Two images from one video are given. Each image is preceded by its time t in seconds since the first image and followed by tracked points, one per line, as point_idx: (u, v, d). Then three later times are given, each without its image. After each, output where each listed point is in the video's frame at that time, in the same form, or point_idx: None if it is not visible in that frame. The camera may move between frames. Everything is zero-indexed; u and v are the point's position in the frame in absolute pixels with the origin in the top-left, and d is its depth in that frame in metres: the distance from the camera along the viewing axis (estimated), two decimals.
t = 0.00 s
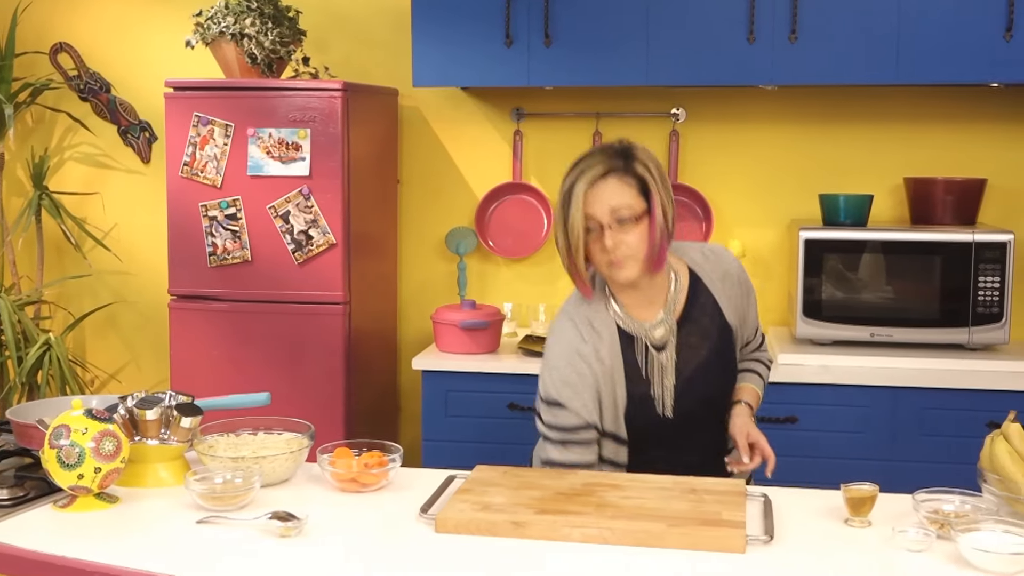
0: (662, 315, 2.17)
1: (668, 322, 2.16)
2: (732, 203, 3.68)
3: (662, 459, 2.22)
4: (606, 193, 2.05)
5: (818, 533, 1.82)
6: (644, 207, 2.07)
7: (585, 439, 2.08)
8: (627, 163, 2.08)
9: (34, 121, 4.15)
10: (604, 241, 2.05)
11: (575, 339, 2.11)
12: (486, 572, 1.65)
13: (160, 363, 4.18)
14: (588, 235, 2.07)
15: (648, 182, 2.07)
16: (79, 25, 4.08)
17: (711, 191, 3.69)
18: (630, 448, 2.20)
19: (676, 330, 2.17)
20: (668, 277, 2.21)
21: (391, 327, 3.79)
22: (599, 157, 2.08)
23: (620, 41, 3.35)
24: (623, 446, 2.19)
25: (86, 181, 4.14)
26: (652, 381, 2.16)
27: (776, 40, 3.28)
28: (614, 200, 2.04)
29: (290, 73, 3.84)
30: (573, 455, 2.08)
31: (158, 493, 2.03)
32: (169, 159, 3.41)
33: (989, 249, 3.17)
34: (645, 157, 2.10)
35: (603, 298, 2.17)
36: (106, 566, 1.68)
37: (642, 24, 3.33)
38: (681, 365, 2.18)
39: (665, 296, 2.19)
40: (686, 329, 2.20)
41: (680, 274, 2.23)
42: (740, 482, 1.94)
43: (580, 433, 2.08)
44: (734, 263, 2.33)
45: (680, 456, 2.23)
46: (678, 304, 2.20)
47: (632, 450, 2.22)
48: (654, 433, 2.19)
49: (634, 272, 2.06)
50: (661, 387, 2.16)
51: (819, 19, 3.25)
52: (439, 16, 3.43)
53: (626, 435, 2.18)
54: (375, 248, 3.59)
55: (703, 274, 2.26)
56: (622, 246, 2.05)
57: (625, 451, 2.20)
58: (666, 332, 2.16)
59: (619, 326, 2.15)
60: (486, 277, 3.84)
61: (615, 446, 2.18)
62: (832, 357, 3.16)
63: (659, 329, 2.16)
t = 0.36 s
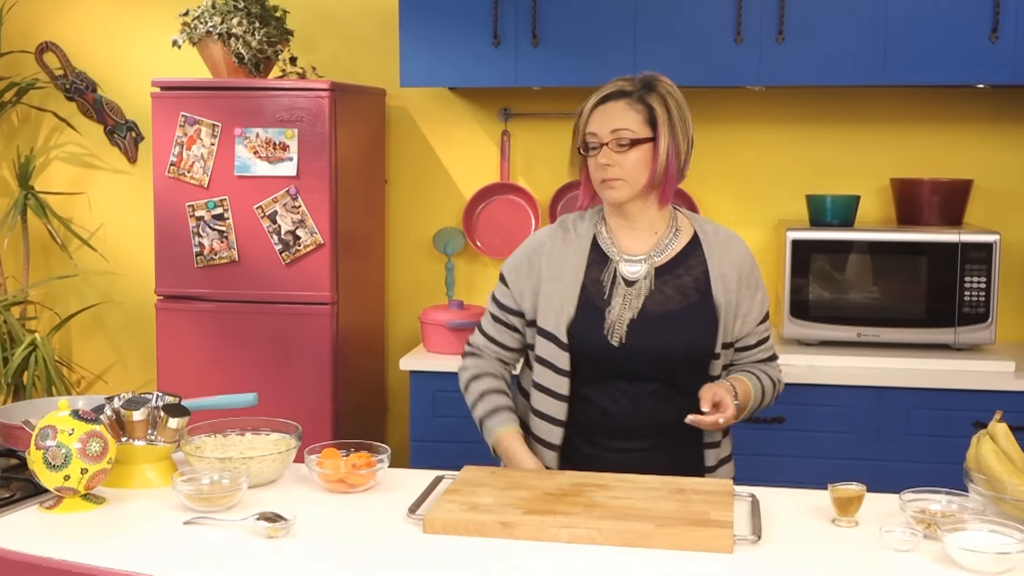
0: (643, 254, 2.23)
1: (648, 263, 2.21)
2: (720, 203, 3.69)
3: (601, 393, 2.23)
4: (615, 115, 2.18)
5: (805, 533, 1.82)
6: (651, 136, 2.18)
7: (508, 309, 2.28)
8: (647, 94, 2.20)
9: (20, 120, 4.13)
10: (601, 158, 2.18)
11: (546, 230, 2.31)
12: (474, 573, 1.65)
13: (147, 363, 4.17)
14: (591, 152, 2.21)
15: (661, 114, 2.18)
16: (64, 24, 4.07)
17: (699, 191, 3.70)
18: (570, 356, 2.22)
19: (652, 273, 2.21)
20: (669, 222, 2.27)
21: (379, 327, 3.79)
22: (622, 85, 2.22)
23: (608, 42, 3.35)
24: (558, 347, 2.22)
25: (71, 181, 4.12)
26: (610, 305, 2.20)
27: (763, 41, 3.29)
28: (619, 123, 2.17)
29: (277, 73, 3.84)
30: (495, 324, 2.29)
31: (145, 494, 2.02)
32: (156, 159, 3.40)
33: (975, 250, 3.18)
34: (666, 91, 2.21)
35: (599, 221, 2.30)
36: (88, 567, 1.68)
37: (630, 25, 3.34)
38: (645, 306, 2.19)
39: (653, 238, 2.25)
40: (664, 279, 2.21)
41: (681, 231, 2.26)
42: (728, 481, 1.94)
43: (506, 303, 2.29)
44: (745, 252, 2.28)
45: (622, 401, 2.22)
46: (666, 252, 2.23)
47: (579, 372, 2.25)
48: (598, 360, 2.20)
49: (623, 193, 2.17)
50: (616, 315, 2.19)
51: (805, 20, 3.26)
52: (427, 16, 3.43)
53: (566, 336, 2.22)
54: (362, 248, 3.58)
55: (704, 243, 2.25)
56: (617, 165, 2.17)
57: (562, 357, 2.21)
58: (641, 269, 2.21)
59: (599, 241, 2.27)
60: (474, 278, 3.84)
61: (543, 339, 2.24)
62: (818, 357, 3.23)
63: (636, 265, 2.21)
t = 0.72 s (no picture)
0: (592, 254, 2.17)
1: (596, 263, 2.16)
2: (719, 203, 3.70)
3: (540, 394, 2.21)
4: (568, 115, 2.13)
5: (805, 533, 1.82)
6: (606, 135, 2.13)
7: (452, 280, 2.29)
8: (601, 92, 2.15)
9: (19, 121, 4.13)
10: (554, 158, 2.14)
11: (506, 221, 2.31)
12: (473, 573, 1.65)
13: (147, 363, 4.16)
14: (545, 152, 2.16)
15: (616, 113, 2.13)
16: (64, 24, 4.07)
17: (698, 191, 3.70)
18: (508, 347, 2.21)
19: (601, 273, 2.15)
20: (624, 222, 2.20)
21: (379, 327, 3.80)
22: (576, 83, 2.17)
23: (607, 43, 3.35)
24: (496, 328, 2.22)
25: (71, 181, 4.12)
26: (555, 302, 2.17)
27: (763, 41, 3.29)
28: (572, 123, 2.12)
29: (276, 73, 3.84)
30: (439, 292, 2.29)
31: (146, 494, 2.02)
32: (155, 159, 3.40)
33: (974, 250, 3.18)
34: (621, 89, 2.16)
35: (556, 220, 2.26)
36: (85, 567, 1.68)
37: (629, 25, 3.34)
38: (590, 305, 2.14)
39: (605, 239, 2.19)
40: (611, 278, 2.16)
41: (636, 232, 2.20)
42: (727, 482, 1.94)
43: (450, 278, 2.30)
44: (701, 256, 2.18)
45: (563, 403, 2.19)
46: (614, 253, 2.17)
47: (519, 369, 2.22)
48: (538, 358, 2.18)
49: (576, 194, 2.13)
50: (557, 311, 2.16)
51: (804, 20, 3.26)
52: (425, 16, 3.43)
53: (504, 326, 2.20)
54: (361, 249, 3.58)
55: (657, 243, 2.18)
56: (570, 165, 2.12)
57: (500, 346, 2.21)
58: (589, 268, 2.15)
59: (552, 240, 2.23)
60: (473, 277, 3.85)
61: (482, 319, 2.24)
62: (818, 358, 3.24)
63: (585, 264, 2.16)
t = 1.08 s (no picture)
0: (509, 256, 2.18)
1: (513, 265, 2.17)
2: (725, 204, 3.70)
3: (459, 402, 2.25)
4: (485, 113, 2.10)
5: (811, 534, 1.82)
6: (523, 134, 2.10)
7: (380, 269, 2.26)
8: (519, 89, 2.11)
9: (26, 121, 4.14)
10: (471, 159, 2.10)
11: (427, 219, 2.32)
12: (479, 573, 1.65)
13: (153, 362, 4.17)
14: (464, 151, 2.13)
15: (535, 111, 2.09)
16: (71, 24, 4.08)
17: (704, 191, 3.70)
18: (429, 349, 2.25)
19: (517, 275, 2.16)
20: (543, 222, 2.20)
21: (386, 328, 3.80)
22: (494, 78, 2.13)
23: (613, 43, 3.36)
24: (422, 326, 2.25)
25: (78, 181, 4.13)
26: (476, 309, 2.19)
27: (769, 41, 3.29)
28: (490, 121, 2.09)
29: (282, 73, 3.84)
30: (367, 280, 2.24)
31: (152, 494, 2.01)
32: (162, 159, 3.41)
33: (981, 250, 3.18)
34: (540, 85, 2.12)
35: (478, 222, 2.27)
36: (95, 567, 1.68)
37: (635, 26, 3.34)
38: (505, 312, 2.16)
39: (523, 240, 2.19)
40: (526, 281, 2.16)
41: (554, 231, 2.19)
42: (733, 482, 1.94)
43: (377, 268, 2.27)
44: (609, 259, 2.12)
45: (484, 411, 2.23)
46: (531, 254, 2.17)
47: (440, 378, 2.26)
48: (456, 367, 2.22)
49: (496, 196, 2.11)
50: (476, 321, 2.18)
51: (811, 20, 3.26)
52: (431, 16, 3.44)
53: (426, 329, 2.24)
54: (367, 249, 3.58)
55: (569, 245, 2.16)
56: (489, 166, 2.09)
57: (422, 348, 2.25)
58: (507, 271, 2.17)
59: (473, 245, 2.24)
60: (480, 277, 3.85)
61: (409, 314, 2.25)
62: (824, 357, 3.24)
63: (502, 267, 2.18)
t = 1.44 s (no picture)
0: (470, 263, 2.17)
1: (471, 271, 2.16)
2: (730, 204, 3.70)
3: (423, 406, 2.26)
4: (436, 119, 2.03)
5: (817, 534, 1.81)
6: (477, 141, 2.04)
7: (352, 279, 2.23)
8: (470, 92, 2.04)
9: (33, 121, 4.15)
10: (425, 168, 2.05)
11: (391, 223, 2.29)
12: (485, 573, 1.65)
13: (159, 363, 4.17)
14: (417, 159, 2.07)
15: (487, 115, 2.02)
16: (78, 24, 4.09)
17: (709, 191, 3.70)
18: (394, 356, 2.23)
19: (474, 281, 2.16)
20: (502, 226, 2.17)
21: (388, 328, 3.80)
22: (444, 82, 2.06)
23: (619, 43, 3.35)
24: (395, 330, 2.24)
25: (84, 181, 4.14)
26: (435, 318, 2.18)
27: (775, 41, 3.28)
28: (442, 129, 2.02)
29: (288, 73, 3.84)
30: (343, 294, 2.22)
31: (159, 494, 2.01)
32: (168, 159, 3.42)
33: (988, 249, 3.17)
34: (492, 88, 2.05)
35: (440, 225, 2.25)
36: (102, 567, 1.68)
37: (641, 26, 3.33)
38: (462, 319, 2.15)
39: (483, 245, 2.17)
40: (482, 287, 2.15)
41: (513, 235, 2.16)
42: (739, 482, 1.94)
43: (348, 278, 2.24)
44: (554, 260, 2.09)
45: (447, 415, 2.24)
46: (490, 260, 2.16)
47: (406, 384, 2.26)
48: (416, 374, 2.21)
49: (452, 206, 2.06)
50: (435, 331, 2.17)
51: (818, 19, 3.25)
52: (437, 16, 3.44)
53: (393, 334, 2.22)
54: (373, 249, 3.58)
55: (521, 247, 2.13)
56: (443, 176, 2.04)
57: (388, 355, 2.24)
58: (464, 277, 2.16)
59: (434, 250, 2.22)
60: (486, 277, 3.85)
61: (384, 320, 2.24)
62: (831, 358, 3.23)
63: (460, 273, 2.17)
